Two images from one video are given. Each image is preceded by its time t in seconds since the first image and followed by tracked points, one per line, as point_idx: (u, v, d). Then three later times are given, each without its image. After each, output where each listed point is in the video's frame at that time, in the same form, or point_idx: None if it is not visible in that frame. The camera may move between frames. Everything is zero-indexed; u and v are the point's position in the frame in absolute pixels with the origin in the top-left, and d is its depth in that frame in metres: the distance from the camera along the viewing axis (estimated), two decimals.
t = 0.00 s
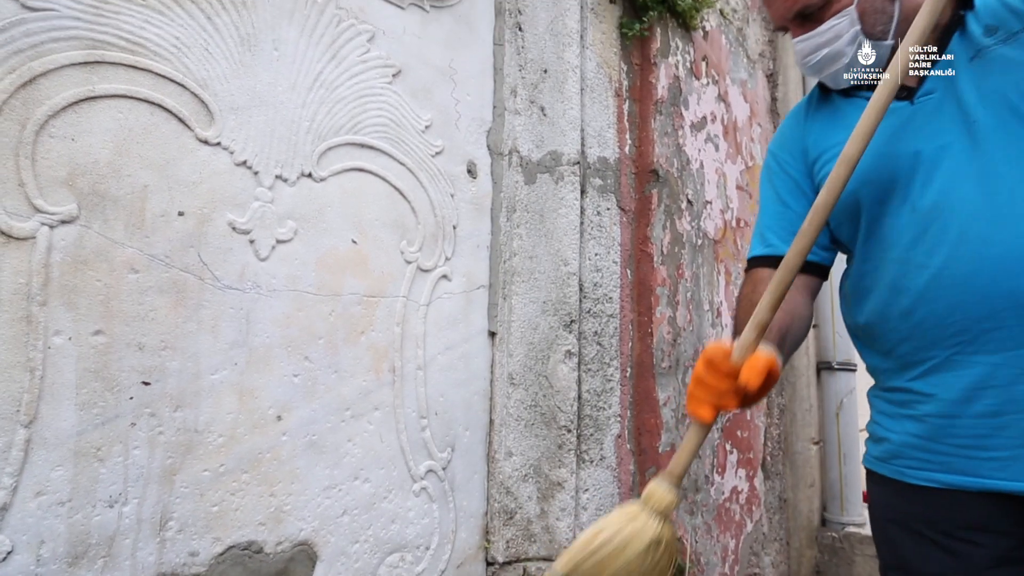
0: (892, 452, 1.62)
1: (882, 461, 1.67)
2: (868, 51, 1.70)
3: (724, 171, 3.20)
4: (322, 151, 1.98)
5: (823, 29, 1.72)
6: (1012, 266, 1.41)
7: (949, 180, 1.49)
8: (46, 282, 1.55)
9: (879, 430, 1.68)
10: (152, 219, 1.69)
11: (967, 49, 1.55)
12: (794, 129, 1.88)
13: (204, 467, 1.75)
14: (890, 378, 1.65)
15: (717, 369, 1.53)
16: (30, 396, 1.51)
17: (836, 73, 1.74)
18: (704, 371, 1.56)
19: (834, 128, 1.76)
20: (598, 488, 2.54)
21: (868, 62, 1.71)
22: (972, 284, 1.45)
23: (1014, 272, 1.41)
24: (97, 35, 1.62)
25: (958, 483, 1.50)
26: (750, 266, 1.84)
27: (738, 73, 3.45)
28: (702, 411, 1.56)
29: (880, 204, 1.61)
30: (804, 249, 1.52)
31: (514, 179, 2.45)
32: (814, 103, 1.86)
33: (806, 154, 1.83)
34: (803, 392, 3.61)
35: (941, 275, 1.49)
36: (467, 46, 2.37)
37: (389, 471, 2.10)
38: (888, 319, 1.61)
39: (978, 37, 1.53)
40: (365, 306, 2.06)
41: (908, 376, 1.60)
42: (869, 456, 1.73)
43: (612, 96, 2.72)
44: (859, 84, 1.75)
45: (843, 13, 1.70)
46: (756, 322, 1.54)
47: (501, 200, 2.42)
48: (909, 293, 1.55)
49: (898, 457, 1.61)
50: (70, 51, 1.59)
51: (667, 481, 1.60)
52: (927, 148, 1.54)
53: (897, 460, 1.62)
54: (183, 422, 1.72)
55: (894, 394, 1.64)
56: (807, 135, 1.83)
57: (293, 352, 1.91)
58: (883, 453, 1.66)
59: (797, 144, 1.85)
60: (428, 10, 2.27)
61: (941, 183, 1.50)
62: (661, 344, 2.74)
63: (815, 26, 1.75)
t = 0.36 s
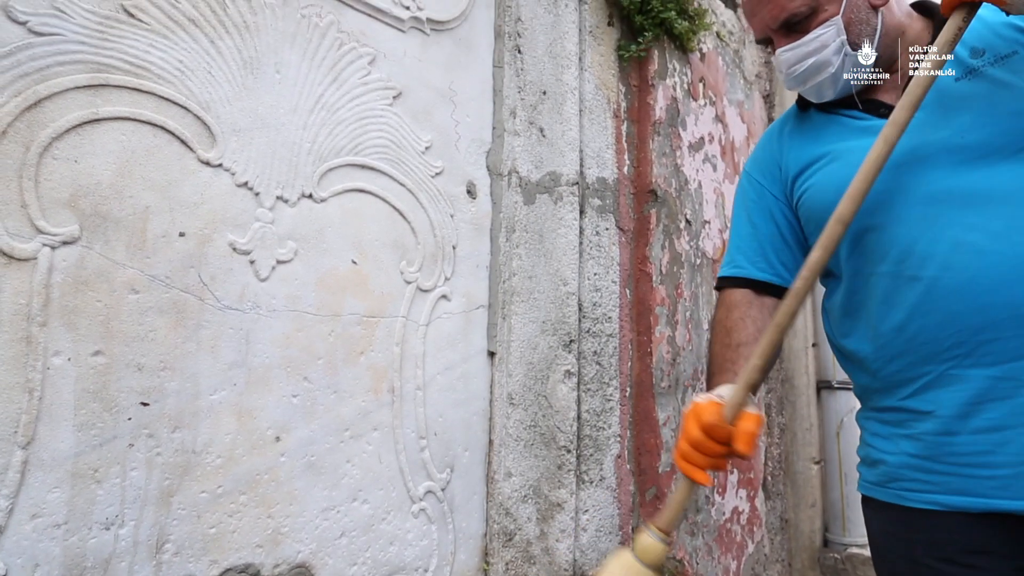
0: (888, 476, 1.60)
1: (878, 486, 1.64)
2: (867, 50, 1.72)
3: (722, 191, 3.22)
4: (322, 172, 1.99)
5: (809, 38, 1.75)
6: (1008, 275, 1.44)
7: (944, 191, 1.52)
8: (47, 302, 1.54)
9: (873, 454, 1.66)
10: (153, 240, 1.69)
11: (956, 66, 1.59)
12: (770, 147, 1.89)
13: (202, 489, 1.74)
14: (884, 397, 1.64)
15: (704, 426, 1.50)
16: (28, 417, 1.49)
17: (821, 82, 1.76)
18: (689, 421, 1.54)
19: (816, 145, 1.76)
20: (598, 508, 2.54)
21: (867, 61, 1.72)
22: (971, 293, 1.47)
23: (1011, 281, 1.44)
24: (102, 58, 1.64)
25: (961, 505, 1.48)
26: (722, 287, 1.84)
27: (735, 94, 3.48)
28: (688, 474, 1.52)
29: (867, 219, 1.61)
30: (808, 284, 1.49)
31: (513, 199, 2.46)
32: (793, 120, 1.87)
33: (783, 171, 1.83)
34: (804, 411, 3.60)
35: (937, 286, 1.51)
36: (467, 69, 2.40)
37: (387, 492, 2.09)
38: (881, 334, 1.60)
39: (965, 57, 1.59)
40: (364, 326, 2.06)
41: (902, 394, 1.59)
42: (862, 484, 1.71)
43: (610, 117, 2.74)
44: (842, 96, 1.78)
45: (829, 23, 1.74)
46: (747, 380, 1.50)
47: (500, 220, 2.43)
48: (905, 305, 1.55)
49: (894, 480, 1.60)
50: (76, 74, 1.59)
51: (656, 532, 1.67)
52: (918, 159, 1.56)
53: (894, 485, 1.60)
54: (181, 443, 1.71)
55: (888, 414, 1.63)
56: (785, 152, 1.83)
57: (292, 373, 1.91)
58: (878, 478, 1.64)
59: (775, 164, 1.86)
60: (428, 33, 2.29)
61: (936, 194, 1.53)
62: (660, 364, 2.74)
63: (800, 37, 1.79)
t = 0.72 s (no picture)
0: (901, 493, 1.58)
1: (889, 505, 1.61)
2: (868, 51, 1.72)
3: (721, 208, 3.23)
4: (322, 190, 2.00)
5: (819, 46, 1.72)
6: None
7: (952, 202, 1.51)
8: (47, 320, 1.53)
9: (882, 473, 1.64)
10: (154, 258, 1.69)
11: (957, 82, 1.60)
12: (767, 160, 1.87)
13: (200, 507, 1.72)
14: (893, 413, 1.62)
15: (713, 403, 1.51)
16: (26, 435, 1.48)
17: (829, 91, 1.74)
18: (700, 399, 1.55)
19: (820, 156, 1.74)
20: (598, 526, 2.53)
21: (869, 61, 1.72)
22: (988, 304, 1.45)
23: (1023, 293, 1.43)
24: (106, 78, 1.65)
25: (982, 521, 1.45)
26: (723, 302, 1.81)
27: (733, 112, 3.50)
28: (697, 456, 1.53)
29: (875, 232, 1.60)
30: (788, 326, 1.52)
31: (513, 217, 2.47)
32: (791, 134, 1.85)
33: (783, 183, 1.81)
34: (804, 428, 3.59)
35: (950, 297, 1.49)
36: (466, 88, 2.42)
37: (386, 510, 2.07)
38: (891, 346, 1.59)
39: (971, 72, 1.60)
40: (364, 343, 2.06)
41: (912, 409, 1.57)
42: (870, 504, 1.68)
43: (609, 135, 2.75)
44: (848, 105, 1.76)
45: (839, 31, 1.73)
46: (762, 364, 1.50)
47: (500, 237, 2.44)
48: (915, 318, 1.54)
49: (907, 497, 1.57)
50: (80, 93, 1.60)
51: (655, 525, 1.57)
52: (925, 171, 1.55)
53: (908, 502, 1.57)
54: (179, 461, 1.70)
55: (897, 430, 1.61)
56: (786, 163, 1.81)
57: (291, 390, 1.90)
58: (890, 496, 1.61)
59: (773, 175, 1.83)
60: (428, 52, 2.31)
61: (946, 205, 1.52)
62: (660, 381, 2.73)
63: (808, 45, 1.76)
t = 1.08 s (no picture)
0: (908, 510, 1.51)
1: (896, 522, 1.54)
2: (868, 50, 1.63)
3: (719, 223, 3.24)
4: (322, 206, 2.01)
5: (844, 47, 1.64)
6: None
7: (977, 210, 1.44)
8: (46, 335, 1.52)
9: (887, 489, 1.56)
10: (154, 273, 1.69)
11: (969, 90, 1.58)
12: (770, 171, 1.79)
13: (198, 523, 1.71)
14: (898, 426, 1.54)
15: (831, 363, 1.33)
16: (24, 451, 1.47)
17: (849, 95, 1.65)
18: (809, 365, 1.37)
19: (829, 164, 1.66)
20: (598, 541, 2.51)
21: (868, 61, 1.62)
22: (1008, 316, 1.39)
23: None
24: (108, 95, 1.65)
25: (999, 541, 1.39)
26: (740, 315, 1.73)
27: (731, 127, 3.52)
28: (817, 425, 1.33)
29: (891, 243, 1.52)
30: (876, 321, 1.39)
31: (512, 232, 2.48)
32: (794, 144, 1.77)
33: (790, 194, 1.73)
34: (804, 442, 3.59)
35: (970, 312, 1.43)
36: (466, 104, 2.43)
37: (385, 525, 2.06)
38: (905, 361, 1.51)
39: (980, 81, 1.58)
40: (363, 358, 2.06)
41: (921, 423, 1.50)
42: (875, 521, 1.60)
43: (607, 150, 2.76)
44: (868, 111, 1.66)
45: (865, 33, 1.64)
46: (875, 322, 1.39)
47: (500, 252, 2.45)
48: (932, 333, 1.47)
49: (917, 515, 1.50)
50: (82, 110, 1.61)
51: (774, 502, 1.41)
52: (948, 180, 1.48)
53: (917, 520, 1.50)
54: (177, 476, 1.69)
55: (902, 445, 1.53)
56: (795, 170, 1.73)
57: (290, 406, 1.90)
58: (897, 513, 1.54)
59: (778, 185, 1.76)
60: (428, 68, 2.33)
61: (967, 217, 1.45)
62: (660, 396, 2.72)
63: (831, 47, 1.67)
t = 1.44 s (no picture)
0: (909, 522, 1.52)
1: (897, 534, 1.55)
2: (868, 51, 1.63)
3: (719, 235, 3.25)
4: (322, 219, 2.01)
5: (891, 41, 1.62)
6: None
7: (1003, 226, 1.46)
8: (46, 349, 1.52)
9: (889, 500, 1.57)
10: (154, 286, 1.69)
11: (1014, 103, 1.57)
12: (805, 163, 1.78)
13: (196, 538, 1.71)
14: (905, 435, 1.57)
15: (911, 422, 1.20)
16: (22, 465, 1.47)
17: (890, 92, 1.64)
18: (879, 419, 1.24)
19: (864, 165, 1.67)
20: (597, 555, 2.48)
21: (867, 61, 1.63)
22: None
23: None
24: (111, 109, 1.66)
25: (999, 556, 1.39)
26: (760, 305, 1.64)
27: (730, 139, 3.54)
28: (893, 486, 1.21)
29: (917, 247, 1.55)
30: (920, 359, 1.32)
31: (511, 244, 2.50)
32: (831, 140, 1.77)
33: (823, 188, 1.72)
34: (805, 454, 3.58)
35: (993, 321, 1.44)
36: (466, 117, 2.44)
37: (384, 539, 2.05)
38: (920, 368, 1.53)
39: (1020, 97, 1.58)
40: (363, 370, 2.06)
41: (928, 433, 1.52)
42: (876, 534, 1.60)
43: (607, 163, 2.76)
44: (902, 111, 1.67)
45: (911, 29, 1.63)
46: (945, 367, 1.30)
47: (500, 264, 2.47)
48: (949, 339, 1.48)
49: (919, 527, 1.50)
50: (85, 124, 1.62)
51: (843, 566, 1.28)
52: (981, 187, 1.50)
53: (917, 532, 1.51)
54: (176, 490, 1.68)
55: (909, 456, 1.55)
56: (828, 166, 1.73)
57: (289, 419, 1.89)
58: (898, 525, 1.54)
59: (809, 179, 1.74)
60: (428, 82, 2.34)
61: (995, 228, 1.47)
62: (660, 408, 2.71)
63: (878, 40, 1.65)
